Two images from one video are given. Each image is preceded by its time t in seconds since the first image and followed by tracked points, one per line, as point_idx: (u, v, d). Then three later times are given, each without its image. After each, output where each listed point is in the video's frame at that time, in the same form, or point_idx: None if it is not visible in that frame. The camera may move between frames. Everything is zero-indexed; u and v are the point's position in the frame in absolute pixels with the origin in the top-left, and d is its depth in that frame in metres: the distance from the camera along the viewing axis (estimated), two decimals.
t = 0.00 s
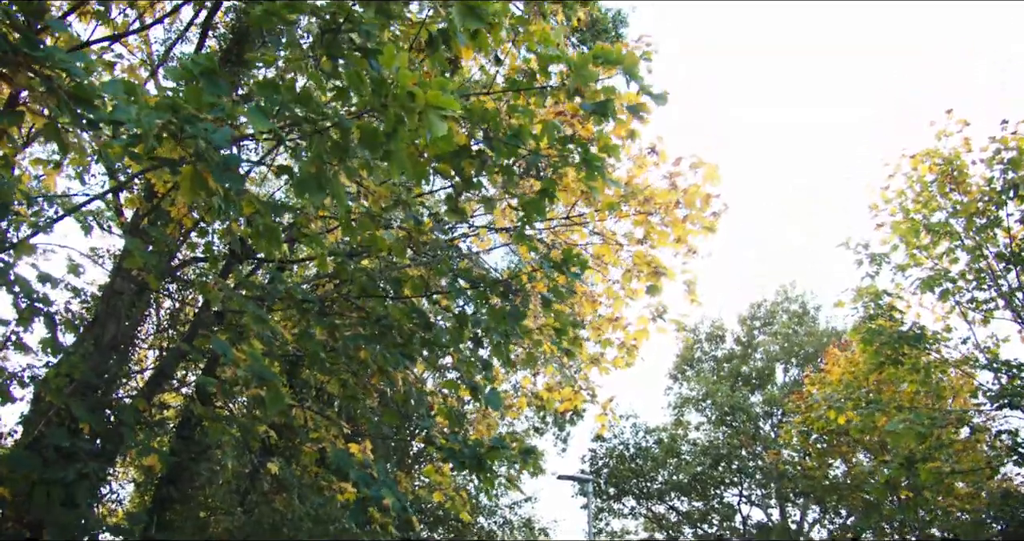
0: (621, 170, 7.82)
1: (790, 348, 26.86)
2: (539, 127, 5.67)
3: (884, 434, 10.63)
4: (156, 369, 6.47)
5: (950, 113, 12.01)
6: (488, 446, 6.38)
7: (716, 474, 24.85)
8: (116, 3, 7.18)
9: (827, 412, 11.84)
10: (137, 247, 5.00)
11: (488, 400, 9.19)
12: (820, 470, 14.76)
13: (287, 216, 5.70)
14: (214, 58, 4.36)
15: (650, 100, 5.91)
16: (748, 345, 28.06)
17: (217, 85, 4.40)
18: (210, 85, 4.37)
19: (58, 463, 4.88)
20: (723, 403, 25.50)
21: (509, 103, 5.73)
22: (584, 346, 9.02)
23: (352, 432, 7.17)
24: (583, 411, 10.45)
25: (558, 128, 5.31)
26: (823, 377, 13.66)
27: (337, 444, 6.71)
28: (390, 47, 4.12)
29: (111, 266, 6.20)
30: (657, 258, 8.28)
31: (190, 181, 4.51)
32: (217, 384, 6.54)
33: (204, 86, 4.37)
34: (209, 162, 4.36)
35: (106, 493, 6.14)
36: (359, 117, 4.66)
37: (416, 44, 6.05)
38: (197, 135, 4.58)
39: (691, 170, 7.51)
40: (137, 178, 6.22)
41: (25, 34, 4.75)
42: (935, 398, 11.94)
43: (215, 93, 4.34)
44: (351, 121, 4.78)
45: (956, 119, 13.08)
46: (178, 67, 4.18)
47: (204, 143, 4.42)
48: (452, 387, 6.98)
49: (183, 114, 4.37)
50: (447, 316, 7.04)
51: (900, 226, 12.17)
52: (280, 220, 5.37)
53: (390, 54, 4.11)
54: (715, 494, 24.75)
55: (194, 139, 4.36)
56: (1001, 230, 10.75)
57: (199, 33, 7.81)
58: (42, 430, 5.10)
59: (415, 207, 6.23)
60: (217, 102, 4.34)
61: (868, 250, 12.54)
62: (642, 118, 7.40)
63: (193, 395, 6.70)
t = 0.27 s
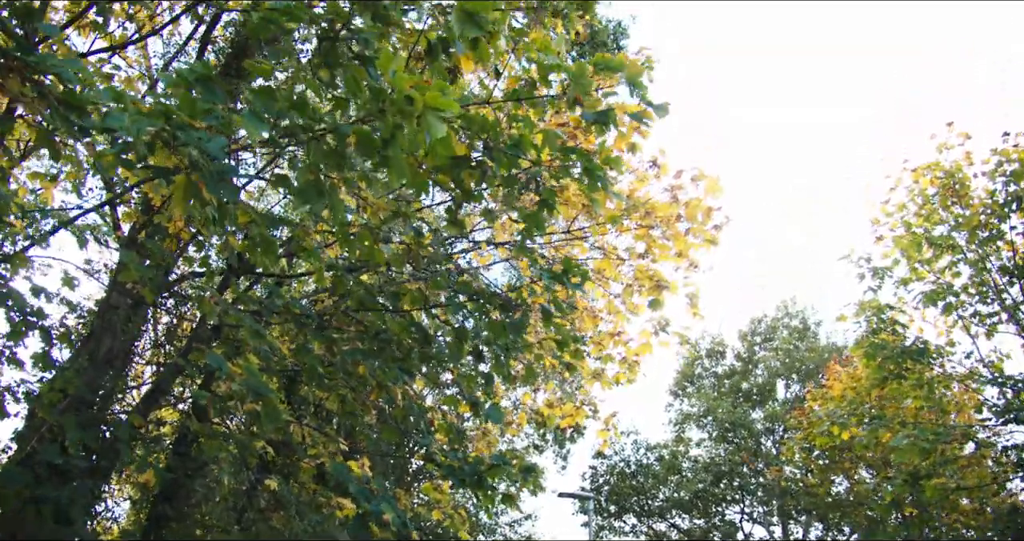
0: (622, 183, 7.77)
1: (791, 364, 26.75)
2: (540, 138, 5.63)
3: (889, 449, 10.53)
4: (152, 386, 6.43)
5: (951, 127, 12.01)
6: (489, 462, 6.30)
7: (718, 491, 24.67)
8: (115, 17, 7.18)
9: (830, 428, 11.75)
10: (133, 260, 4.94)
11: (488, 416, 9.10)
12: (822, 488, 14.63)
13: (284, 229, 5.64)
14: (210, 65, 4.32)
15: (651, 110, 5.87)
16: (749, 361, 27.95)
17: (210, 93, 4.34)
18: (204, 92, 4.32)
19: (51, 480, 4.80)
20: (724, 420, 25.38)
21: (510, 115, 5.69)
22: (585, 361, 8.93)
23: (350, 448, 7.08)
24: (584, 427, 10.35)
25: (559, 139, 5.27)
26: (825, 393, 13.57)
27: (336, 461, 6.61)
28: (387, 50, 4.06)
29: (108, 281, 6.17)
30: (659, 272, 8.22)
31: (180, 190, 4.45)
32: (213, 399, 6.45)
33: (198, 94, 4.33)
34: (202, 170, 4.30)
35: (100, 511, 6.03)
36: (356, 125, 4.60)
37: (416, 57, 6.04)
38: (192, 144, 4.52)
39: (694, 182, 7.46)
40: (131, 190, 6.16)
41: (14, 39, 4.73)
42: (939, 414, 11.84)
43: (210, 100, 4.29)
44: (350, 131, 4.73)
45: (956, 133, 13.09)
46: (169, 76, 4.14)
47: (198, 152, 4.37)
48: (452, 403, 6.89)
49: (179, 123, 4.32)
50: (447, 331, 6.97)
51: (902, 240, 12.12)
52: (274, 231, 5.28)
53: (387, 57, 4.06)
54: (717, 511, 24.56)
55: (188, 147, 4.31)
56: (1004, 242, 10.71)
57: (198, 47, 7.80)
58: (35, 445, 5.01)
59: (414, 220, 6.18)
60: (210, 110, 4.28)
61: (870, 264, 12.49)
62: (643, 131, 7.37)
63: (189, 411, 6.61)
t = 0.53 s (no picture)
0: (624, 196, 7.72)
1: (793, 380, 26.64)
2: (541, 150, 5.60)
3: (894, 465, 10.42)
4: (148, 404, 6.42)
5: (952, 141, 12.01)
6: (491, 478, 6.21)
7: (721, 509, 24.46)
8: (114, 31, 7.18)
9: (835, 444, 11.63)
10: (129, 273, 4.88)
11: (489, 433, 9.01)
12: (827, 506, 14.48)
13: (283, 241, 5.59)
14: (203, 72, 4.28)
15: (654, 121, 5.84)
16: (751, 377, 27.83)
17: (204, 102, 4.31)
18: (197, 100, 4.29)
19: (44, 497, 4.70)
20: (726, 436, 25.22)
21: (511, 126, 5.66)
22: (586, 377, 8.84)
23: (348, 465, 6.98)
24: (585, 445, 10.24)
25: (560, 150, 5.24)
26: (829, 409, 13.46)
27: (335, 478, 6.51)
28: (384, 50, 4.03)
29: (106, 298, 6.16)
30: (661, 286, 8.15)
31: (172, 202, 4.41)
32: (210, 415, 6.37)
33: (192, 101, 4.30)
34: (196, 179, 4.26)
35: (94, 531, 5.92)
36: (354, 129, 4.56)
37: (417, 70, 6.02)
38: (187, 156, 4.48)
39: (696, 196, 7.41)
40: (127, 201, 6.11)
41: (7, 48, 4.70)
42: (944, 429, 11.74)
43: (205, 108, 4.25)
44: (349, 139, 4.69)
45: (957, 147, 13.09)
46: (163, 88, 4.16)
47: (193, 160, 4.32)
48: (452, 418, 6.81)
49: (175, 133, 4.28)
50: (447, 346, 6.90)
51: (903, 254, 12.08)
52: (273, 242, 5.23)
53: (385, 58, 4.02)
54: (720, 529, 24.33)
55: (181, 155, 4.26)
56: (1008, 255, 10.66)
57: (198, 62, 7.79)
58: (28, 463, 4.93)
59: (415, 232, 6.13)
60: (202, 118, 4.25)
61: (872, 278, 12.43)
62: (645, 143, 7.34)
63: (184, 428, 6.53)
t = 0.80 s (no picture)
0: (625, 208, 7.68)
1: (795, 394, 26.52)
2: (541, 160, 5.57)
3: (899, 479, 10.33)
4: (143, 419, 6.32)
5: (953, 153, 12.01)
6: (492, 493, 6.12)
7: (723, 524, 24.29)
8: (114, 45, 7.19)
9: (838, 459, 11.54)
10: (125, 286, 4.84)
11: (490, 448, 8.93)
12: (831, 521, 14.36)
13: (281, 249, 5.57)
14: (198, 78, 4.26)
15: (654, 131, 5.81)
16: (752, 391, 27.71)
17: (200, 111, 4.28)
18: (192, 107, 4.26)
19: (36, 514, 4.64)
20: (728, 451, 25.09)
21: (511, 137, 5.64)
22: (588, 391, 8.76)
23: (346, 482, 6.88)
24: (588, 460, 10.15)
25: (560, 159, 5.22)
26: (832, 423, 13.37)
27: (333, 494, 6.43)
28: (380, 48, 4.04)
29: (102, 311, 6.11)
30: (663, 298, 8.09)
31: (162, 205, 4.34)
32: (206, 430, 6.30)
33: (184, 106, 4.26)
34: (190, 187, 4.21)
35: None
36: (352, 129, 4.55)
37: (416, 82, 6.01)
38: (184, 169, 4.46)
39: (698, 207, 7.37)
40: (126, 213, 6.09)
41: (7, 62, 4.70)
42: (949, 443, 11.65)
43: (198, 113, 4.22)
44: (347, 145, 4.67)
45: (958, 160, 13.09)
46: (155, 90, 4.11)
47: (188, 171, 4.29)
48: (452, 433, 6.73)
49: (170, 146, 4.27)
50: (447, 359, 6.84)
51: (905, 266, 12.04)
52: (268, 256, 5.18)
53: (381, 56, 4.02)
54: None
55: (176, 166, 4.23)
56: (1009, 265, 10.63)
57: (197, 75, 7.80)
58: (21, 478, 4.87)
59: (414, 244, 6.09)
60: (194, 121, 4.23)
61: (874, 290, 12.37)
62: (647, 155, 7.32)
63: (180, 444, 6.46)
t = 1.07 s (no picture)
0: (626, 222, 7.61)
1: (797, 410, 26.37)
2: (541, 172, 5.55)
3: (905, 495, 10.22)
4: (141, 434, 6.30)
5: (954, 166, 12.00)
6: (494, 510, 6.03)
7: None
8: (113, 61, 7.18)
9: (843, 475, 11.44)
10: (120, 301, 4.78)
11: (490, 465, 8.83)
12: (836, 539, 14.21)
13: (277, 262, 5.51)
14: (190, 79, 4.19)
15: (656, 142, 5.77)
16: (754, 408, 27.56)
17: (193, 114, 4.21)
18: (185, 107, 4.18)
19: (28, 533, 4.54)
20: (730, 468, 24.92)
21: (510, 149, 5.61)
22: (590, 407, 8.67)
23: (345, 501, 6.78)
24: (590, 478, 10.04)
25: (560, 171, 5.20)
26: (836, 439, 13.27)
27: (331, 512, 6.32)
28: (375, 46, 4.04)
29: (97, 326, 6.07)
30: (665, 313, 8.03)
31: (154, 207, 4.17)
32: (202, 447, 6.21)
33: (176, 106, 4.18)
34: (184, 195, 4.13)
35: None
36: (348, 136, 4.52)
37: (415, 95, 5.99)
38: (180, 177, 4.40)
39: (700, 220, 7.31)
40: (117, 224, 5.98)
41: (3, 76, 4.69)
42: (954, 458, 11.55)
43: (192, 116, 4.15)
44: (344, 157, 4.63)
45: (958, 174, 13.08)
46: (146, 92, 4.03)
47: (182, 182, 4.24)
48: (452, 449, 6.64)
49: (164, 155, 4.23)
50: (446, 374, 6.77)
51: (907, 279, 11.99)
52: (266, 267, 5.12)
53: (376, 56, 4.03)
54: None
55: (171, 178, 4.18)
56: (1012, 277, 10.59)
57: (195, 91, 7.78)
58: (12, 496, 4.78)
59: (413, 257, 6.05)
60: (185, 125, 4.13)
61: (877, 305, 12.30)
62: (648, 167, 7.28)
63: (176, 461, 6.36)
